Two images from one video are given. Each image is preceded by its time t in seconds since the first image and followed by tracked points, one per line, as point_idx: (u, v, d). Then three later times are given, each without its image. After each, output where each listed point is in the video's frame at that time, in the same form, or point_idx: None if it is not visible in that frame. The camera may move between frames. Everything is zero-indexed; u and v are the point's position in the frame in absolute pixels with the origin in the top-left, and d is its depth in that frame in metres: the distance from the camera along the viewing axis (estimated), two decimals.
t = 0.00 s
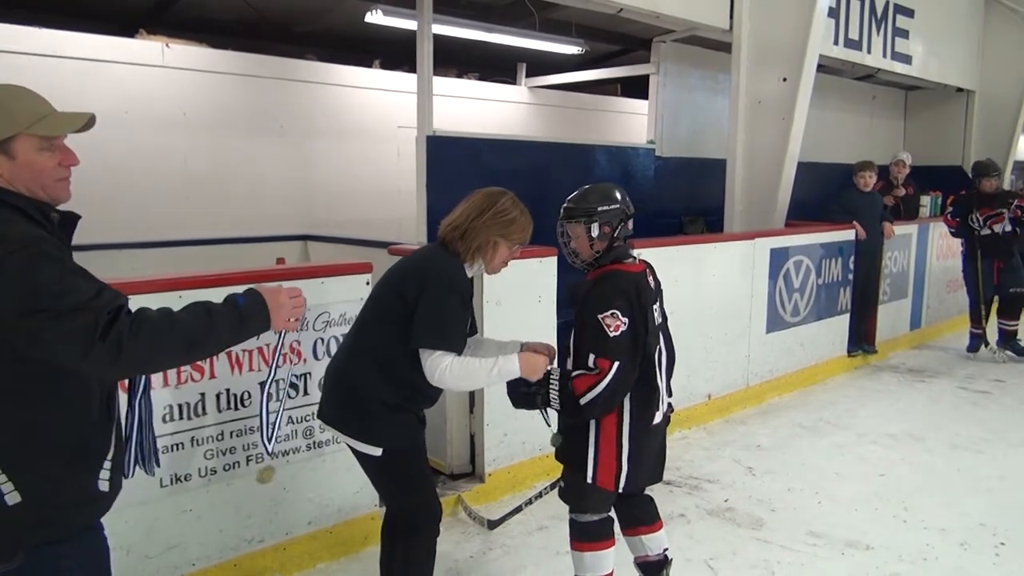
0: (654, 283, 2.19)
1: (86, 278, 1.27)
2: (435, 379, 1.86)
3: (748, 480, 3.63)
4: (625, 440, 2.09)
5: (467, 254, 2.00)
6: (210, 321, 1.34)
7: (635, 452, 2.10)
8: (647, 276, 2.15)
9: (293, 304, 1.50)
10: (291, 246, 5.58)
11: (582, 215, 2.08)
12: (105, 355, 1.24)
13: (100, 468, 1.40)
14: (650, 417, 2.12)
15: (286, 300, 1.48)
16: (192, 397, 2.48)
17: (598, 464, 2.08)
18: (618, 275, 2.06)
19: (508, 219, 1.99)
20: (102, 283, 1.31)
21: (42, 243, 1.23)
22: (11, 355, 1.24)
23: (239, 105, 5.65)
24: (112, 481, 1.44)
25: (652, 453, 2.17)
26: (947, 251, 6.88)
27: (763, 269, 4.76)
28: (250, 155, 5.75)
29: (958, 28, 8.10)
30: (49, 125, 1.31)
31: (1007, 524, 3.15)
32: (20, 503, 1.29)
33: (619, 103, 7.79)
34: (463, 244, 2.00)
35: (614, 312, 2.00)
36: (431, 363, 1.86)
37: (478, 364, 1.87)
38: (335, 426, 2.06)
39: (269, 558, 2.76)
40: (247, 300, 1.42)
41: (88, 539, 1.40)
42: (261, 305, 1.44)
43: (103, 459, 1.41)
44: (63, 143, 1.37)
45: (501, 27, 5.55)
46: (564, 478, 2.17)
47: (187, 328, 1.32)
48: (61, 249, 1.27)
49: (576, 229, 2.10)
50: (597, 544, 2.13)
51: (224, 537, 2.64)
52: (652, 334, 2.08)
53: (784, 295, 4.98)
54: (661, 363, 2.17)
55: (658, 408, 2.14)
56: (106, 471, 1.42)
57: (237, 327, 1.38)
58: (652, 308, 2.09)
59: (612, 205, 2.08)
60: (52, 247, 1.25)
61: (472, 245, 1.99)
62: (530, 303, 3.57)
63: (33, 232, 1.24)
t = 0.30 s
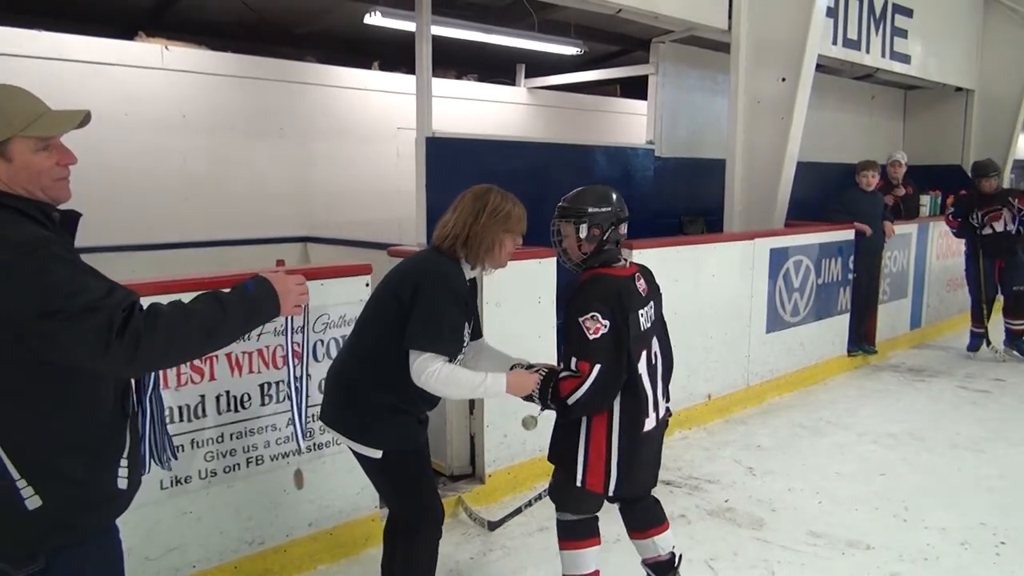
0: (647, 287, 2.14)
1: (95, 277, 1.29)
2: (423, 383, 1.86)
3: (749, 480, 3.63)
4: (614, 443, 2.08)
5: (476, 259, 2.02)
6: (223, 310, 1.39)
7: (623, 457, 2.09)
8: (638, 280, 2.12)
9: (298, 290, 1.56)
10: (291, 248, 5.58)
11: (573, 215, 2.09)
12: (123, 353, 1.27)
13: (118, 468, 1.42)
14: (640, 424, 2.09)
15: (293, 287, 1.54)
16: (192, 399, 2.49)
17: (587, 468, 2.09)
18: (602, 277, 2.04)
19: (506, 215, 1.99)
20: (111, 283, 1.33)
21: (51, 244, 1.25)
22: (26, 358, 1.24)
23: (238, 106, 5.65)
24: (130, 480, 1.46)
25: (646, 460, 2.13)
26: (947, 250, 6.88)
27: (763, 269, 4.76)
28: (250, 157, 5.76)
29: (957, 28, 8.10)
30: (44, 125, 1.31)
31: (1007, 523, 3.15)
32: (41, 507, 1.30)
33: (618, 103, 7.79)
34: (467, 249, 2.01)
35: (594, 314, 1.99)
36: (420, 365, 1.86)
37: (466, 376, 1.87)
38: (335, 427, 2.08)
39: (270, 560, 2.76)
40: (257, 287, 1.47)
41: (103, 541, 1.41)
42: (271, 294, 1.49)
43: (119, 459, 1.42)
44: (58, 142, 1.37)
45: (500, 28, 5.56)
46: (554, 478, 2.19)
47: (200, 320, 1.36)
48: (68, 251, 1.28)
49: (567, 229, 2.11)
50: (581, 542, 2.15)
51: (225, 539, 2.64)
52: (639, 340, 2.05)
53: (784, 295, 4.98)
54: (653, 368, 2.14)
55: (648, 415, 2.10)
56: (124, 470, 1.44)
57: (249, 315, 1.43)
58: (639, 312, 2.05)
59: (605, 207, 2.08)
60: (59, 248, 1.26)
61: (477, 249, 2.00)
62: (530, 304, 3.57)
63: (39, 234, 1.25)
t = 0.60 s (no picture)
0: (641, 291, 2.08)
1: (117, 282, 1.28)
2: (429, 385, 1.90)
3: (750, 481, 3.63)
4: (597, 445, 2.05)
5: (477, 260, 2.02)
6: (245, 313, 1.38)
7: (607, 461, 2.05)
8: (631, 281, 2.06)
9: (321, 292, 1.54)
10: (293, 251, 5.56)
11: (557, 222, 2.07)
12: (146, 358, 1.27)
13: (128, 472, 1.41)
14: (622, 430, 2.04)
15: (314, 290, 1.52)
16: (194, 402, 2.49)
17: (572, 471, 2.08)
18: (587, 276, 2.02)
19: (501, 212, 2.00)
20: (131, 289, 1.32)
21: (73, 248, 1.24)
22: (47, 363, 1.23)
23: (239, 109, 5.66)
24: (139, 485, 1.45)
25: (634, 468, 2.07)
26: (948, 250, 6.87)
27: (764, 270, 4.76)
28: (251, 159, 5.77)
29: (957, 28, 8.10)
30: (62, 131, 1.29)
31: (1009, 524, 3.15)
32: (51, 511, 1.28)
33: (619, 104, 7.80)
34: (467, 250, 2.02)
35: (570, 310, 1.98)
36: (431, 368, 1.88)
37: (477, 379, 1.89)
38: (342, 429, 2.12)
39: (270, 563, 2.77)
40: (278, 291, 1.46)
41: (110, 547, 1.39)
42: (292, 298, 1.47)
43: (130, 463, 1.41)
44: (78, 144, 1.35)
45: (500, 30, 5.56)
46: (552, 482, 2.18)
47: (222, 324, 1.36)
48: (89, 255, 1.27)
49: (556, 237, 2.10)
50: (577, 547, 2.13)
51: (226, 542, 2.65)
52: (621, 343, 2.00)
53: (784, 296, 4.98)
54: (644, 373, 2.08)
55: (632, 421, 2.05)
56: (134, 474, 1.43)
57: (270, 318, 1.42)
58: (622, 314, 2.00)
59: (588, 208, 2.05)
60: (81, 253, 1.25)
61: (478, 249, 2.01)
62: (531, 305, 3.57)
63: (61, 237, 1.24)
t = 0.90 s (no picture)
0: (648, 294, 2.07)
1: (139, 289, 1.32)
2: (473, 384, 1.93)
3: (752, 483, 3.63)
4: (598, 447, 2.07)
5: (478, 263, 2.03)
6: (265, 318, 1.40)
7: (609, 465, 2.06)
8: (637, 285, 2.05)
9: (340, 296, 1.54)
10: (293, 255, 5.55)
11: (564, 223, 2.09)
12: (169, 362, 1.31)
13: (141, 477, 1.45)
14: (624, 434, 2.04)
15: (333, 295, 1.52)
16: (196, 407, 2.50)
17: (575, 476, 2.11)
18: (589, 279, 2.02)
19: (503, 217, 2.02)
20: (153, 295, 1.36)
21: (97, 257, 1.28)
22: (71, 369, 1.27)
23: (239, 114, 5.67)
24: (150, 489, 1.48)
25: (640, 473, 2.06)
26: (948, 252, 6.88)
27: (763, 272, 4.77)
28: (253, 164, 5.78)
29: (955, 30, 8.12)
30: (86, 141, 1.32)
31: (1010, 525, 3.15)
32: (67, 515, 1.31)
33: (618, 107, 7.81)
34: (469, 253, 2.03)
35: (572, 313, 1.99)
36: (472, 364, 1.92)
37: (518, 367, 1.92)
38: (343, 431, 2.14)
39: (272, 567, 2.77)
40: (297, 295, 1.47)
41: (122, 551, 1.42)
42: (312, 302, 1.49)
43: (142, 468, 1.45)
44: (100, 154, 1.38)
45: (500, 34, 5.58)
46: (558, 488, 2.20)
47: (241, 330, 1.37)
48: (110, 262, 1.31)
49: (564, 239, 2.12)
50: (582, 554, 2.13)
51: (227, 547, 2.65)
52: (624, 347, 2.00)
53: (784, 298, 4.98)
54: (652, 377, 2.08)
55: (635, 425, 2.05)
56: (145, 480, 1.46)
57: (289, 322, 1.43)
58: (626, 317, 2.00)
59: (595, 209, 2.06)
60: (102, 260, 1.29)
61: (479, 252, 2.02)
62: (531, 308, 3.58)
63: (82, 246, 1.28)
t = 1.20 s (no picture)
0: (641, 298, 2.08)
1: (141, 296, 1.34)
2: (463, 389, 1.93)
3: (745, 486, 3.64)
4: (591, 451, 2.07)
5: (473, 268, 2.03)
6: (263, 325, 1.43)
7: (602, 469, 2.06)
8: (631, 289, 2.06)
9: (336, 302, 1.58)
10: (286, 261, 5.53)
11: (562, 223, 2.08)
12: (169, 369, 1.34)
13: (140, 483, 1.48)
14: (618, 437, 2.04)
15: (331, 301, 1.56)
16: (188, 413, 2.49)
17: (568, 482, 2.10)
18: (583, 284, 2.02)
19: (496, 222, 2.05)
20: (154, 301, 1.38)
21: (99, 264, 1.31)
22: (73, 377, 1.30)
23: (232, 120, 5.67)
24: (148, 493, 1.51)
25: (634, 476, 2.07)
26: (939, 254, 6.90)
27: (756, 275, 4.79)
28: (246, 170, 5.78)
29: (945, 33, 8.17)
30: (89, 149, 1.37)
31: (1002, 525, 3.16)
32: (68, 519, 1.34)
33: (610, 112, 7.84)
34: (464, 257, 2.04)
35: (565, 319, 1.99)
36: (462, 370, 1.93)
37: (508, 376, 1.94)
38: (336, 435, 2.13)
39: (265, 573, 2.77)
40: (296, 303, 1.51)
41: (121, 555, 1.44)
42: (310, 310, 1.52)
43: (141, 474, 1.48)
44: (101, 163, 1.42)
45: (492, 39, 5.59)
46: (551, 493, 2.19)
47: (240, 337, 1.40)
48: (109, 268, 1.33)
49: (560, 239, 2.10)
50: (577, 558, 2.12)
51: (221, 553, 2.65)
52: (617, 352, 2.01)
53: (777, 300, 4.99)
54: (645, 381, 2.09)
55: (629, 429, 2.05)
56: (144, 484, 1.49)
57: (286, 330, 1.47)
58: (619, 322, 2.01)
59: (594, 211, 2.05)
60: (102, 267, 1.31)
61: (474, 256, 2.02)
62: (524, 313, 3.59)
63: (80, 253, 1.30)
